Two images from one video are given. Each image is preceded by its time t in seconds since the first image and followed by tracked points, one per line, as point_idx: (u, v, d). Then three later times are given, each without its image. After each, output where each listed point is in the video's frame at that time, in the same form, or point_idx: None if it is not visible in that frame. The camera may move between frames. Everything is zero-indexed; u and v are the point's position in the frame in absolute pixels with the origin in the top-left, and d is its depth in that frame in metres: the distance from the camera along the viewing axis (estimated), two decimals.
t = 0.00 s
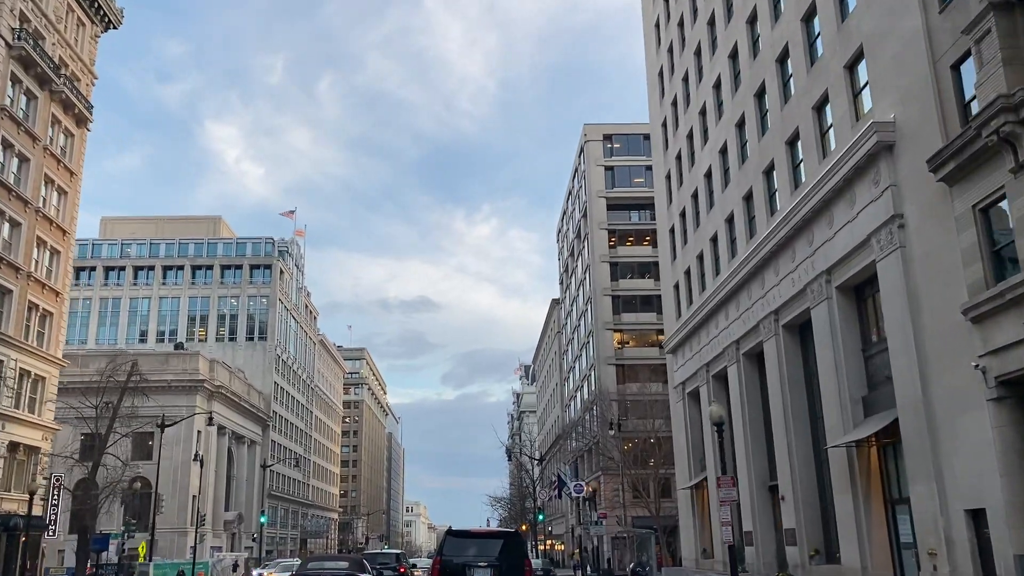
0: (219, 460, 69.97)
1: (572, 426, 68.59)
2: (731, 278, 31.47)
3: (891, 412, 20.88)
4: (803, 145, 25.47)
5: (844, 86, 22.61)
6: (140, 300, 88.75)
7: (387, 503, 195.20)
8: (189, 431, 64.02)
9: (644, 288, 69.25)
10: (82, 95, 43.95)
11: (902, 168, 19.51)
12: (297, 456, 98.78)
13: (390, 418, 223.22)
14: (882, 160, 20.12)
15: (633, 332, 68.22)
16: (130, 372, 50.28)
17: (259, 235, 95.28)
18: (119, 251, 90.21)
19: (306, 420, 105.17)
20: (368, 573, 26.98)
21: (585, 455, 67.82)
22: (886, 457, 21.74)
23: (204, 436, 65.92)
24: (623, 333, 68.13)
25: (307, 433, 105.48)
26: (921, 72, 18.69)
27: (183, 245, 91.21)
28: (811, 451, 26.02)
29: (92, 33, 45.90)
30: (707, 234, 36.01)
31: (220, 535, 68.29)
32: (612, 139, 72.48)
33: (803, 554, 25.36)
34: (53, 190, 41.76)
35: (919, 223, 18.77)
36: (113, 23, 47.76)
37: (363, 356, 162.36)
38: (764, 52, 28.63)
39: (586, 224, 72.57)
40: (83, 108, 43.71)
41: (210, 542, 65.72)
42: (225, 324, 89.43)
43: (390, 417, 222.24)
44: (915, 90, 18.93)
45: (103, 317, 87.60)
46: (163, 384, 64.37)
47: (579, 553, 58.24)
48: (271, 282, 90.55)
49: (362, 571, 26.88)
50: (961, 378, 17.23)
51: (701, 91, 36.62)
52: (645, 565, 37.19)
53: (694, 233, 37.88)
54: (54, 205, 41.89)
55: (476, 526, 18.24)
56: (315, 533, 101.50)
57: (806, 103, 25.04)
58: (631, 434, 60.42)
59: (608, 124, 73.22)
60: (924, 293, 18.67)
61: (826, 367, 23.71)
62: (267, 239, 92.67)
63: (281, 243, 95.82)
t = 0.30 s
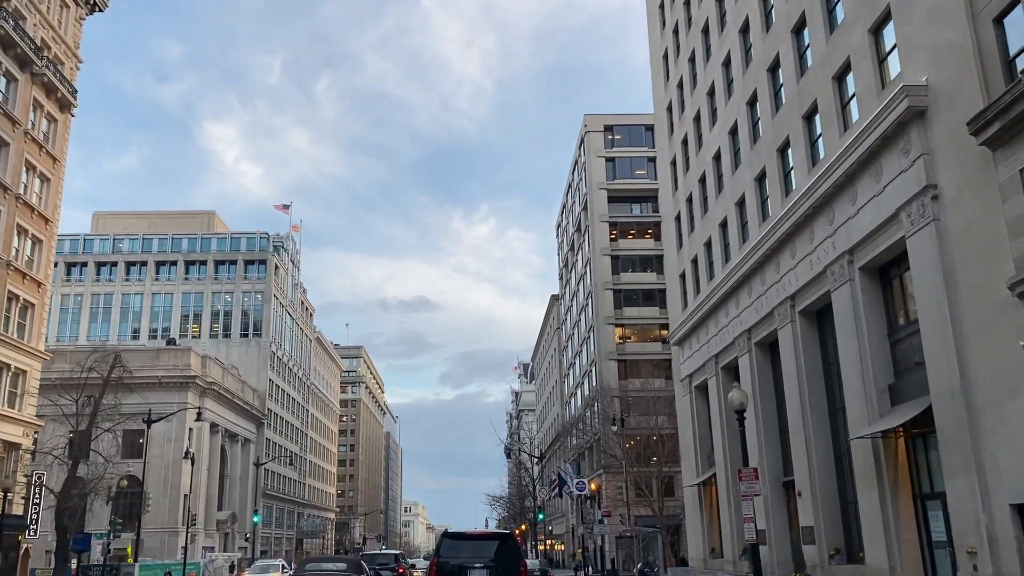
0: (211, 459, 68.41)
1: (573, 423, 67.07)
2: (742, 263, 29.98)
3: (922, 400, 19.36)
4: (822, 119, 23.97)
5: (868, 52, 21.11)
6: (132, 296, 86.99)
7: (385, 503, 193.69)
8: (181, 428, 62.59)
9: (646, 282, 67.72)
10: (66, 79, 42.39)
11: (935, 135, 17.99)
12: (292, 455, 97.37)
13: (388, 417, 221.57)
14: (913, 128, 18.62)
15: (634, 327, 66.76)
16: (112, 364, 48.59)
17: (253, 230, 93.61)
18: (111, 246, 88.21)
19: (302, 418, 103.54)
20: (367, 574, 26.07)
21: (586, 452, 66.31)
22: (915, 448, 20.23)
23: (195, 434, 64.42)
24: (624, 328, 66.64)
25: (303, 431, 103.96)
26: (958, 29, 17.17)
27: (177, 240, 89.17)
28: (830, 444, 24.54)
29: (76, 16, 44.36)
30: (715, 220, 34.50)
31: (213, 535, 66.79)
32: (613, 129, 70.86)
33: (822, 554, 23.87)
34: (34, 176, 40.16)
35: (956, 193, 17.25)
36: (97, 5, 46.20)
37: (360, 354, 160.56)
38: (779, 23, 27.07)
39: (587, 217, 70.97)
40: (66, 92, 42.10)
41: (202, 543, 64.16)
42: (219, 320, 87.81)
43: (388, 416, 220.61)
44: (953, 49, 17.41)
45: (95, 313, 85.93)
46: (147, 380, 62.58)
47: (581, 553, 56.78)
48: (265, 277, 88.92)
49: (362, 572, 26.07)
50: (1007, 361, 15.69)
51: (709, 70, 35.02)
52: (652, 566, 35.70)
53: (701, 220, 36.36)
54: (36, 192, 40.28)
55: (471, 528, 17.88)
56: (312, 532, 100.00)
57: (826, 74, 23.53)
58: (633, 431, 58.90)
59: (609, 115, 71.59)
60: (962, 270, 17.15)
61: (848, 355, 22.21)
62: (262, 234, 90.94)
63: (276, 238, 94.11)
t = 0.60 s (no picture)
0: (205, 456, 66.86)
1: (575, 418, 65.54)
2: (756, 245, 28.44)
3: (959, 384, 17.84)
4: (845, 86, 22.45)
5: (899, 9, 19.57)
6: (126, 290, 85.30)
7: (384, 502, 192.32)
8: (173, 423, 61.06)
9: (650, 274, 66.18)
10: (49, 60, 40.85)
11: (978, 93, 16.46)
12: (289, 452, 95.88)
13: (387, 415, 220.01)
14: (952, 87, 17.08)
15: (637, 320, 65.27)
16: (97, 356, 46.82)
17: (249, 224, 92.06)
18: (104, 240, 87.22)
19: (298, 415, 101.90)
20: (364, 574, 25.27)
21: (589, 448, 64.79)
22: (951, 437, 18.70)
23: (188, 430, 62.83)
24: (627, 321, 65.12)
25: (300, 428, 102.41)
26: None
27: (171, 233, 87.97)
28: (854, 434, 23.03)
29: None
30: (726, 203, 32.97)
31: (207, 533, 65.30)
32: (616, 118, 69.25)
33: (846, 551, 22.38)
34: (15, 160, 38.58)
35: (1001, 155, 15.72)
36: None
37: (359, 351, 158.97)
38: None
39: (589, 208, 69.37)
40: (49, 72, 40.53)
41: (196, 541, 62.63)
42: (214, 314, 86.22)
43: (386, 414, 218.98)
44: None
45: (87, 308, 84.37)
46: (125, 372, 61.35)
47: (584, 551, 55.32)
48: (261, 271, 87.31)
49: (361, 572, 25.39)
50: None
51: (719, 46, 33.47)
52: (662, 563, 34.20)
53: (710, 203, 34.84)
54: (17, 176, 38.71)
55: (468, 529, 18.59)
56: (309, 531, 98.54)
57: (849, 37, 22.00)
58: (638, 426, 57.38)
59: (611, 103, 69.97)
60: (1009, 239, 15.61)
61: (876, 338, 20.68)
62: (257, 227, 89.42)
63: (271, 232, 92.49)
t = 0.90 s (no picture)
0: (200, 450, 65.41)
1: (579, 411, 64.16)
2: (772, 224, 26.91)
3: (1004, 364, 16.32)
4: (873, 47, 20.92)
5: None
6: (121, 282, 83.82)
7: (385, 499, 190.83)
8: (167, 417, 59.60)
9: (655, 264, 64.56)
10: (33, 37, 39.29)
11: None
12: (287, 447, 94.43)
13: (388, 411, 218.49)
14: (1001, 35, 15.55)
15: (642, 311, 63.69)
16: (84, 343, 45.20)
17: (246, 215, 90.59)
18: (99, 231, 85.73)
19: (297, 410, 100.47)
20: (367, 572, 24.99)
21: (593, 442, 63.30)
22: (994, 422, 17.16)
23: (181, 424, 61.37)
24: (632, 312, 63.56)
25: (298, 423, 100.89)
26: None
27: (167, 224, 86.36)
28: (882, 421, 21.53)
29: None
30: (738, 182, 31.45)
31: (202, 529, 63.83)
32: (620, 105, 67.61)
33: (874, 547, 20.88)
34: None
35: None
36: None
37: (359, 346, 157.36)
38: None
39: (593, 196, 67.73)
40: (32, 50, 38.95)
41: (190, 537, 61.15)
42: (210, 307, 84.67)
43: (387, 409, 217.51)
44: None
45: (82, 301, 82.90)
46: (115, 365, 59.85)
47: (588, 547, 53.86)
48: (258, 263, 85.70)
49: (362, 569, 25.27)
50: None
51: (732, 17, 31.94)
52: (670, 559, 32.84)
53: (722, 182, 33.28)
54: None
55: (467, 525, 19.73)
56: (308, 527, 97.09)
57: None
58: (643, 419, 56.00)
59: (615, 90, 68.30)
60: None
61: (909, 315, 19.16)
62: (254, 219, 88.01)
63: (269, 223, 90.97)
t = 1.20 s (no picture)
0: (194, 442, 63.90)
1: (583, 403, 62.67)
2: (794, 198, 25.28)
3: None
4: None
5: None
6: (115, 272, 82.23)
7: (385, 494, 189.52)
8: (160, 407, 58.15)
9: (661, 252, 62.80)
10: (15, 9, 37.52)
11: None
12: (285, 440, 92.95)
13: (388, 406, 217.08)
14: None
15: (648, 300, 62.07)
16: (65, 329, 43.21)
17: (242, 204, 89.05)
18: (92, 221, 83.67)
19: (295, 403, 98.93)
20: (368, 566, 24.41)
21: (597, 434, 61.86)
22: None
23: (174, 416, 59.85)
24: (637, 302, 61.93)
25: (297, 417, 99.41)
26: None
27: (161, 214, 84.61)
28: (916, 405, 19.93)
29: None
30: (754, 156, 29.78)
31: (196, 524, 62.35)
32: (625, 89, 65.87)
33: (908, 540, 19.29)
34: None
35: None
36: None
37: (360, 340, 155.90)
38: None
39: (597, 182, 66.00)
40: (14, 22, 37.18)
41: (183, 531, 59.66)
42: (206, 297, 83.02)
43: (388, 404, 216.01)
44: None
45: (75, 291, 81.39)
46: (102, 354, 58.20)
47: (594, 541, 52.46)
48: (255, 253, 84.02)
49: (363, 563, 24.50)
50: None
51: None
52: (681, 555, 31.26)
53: (736, 157, 31.61)
54: None
55: (465, 520, 21.07)
56: (306, 522, 95.72)
57: None
58: (648, 411, 54.52)
59: (621, 73, 66.56)
60: None
61: (952, 286, 17.51)
62: (251, 208, 86.47)
63: (266, 212, 89.39)
